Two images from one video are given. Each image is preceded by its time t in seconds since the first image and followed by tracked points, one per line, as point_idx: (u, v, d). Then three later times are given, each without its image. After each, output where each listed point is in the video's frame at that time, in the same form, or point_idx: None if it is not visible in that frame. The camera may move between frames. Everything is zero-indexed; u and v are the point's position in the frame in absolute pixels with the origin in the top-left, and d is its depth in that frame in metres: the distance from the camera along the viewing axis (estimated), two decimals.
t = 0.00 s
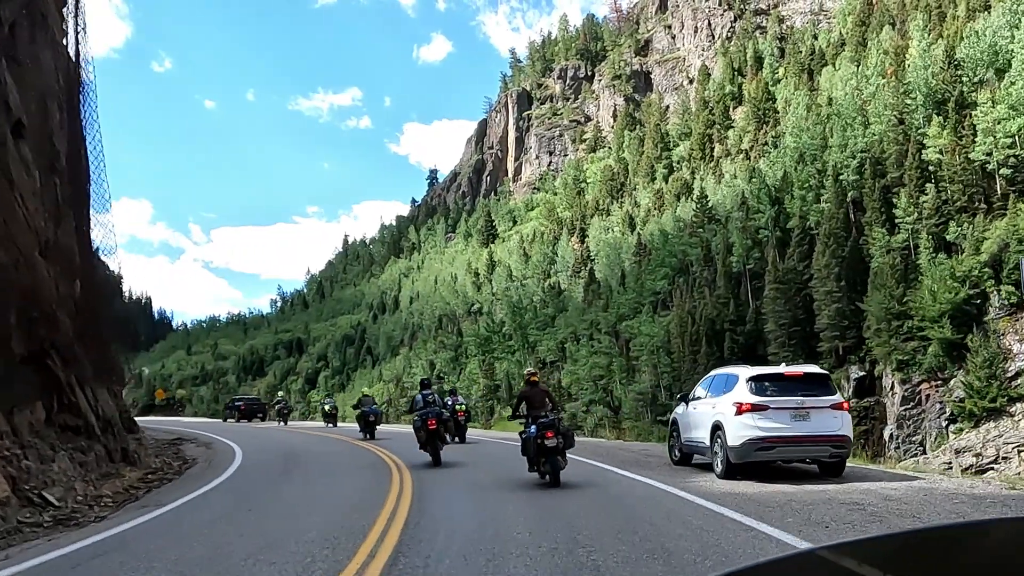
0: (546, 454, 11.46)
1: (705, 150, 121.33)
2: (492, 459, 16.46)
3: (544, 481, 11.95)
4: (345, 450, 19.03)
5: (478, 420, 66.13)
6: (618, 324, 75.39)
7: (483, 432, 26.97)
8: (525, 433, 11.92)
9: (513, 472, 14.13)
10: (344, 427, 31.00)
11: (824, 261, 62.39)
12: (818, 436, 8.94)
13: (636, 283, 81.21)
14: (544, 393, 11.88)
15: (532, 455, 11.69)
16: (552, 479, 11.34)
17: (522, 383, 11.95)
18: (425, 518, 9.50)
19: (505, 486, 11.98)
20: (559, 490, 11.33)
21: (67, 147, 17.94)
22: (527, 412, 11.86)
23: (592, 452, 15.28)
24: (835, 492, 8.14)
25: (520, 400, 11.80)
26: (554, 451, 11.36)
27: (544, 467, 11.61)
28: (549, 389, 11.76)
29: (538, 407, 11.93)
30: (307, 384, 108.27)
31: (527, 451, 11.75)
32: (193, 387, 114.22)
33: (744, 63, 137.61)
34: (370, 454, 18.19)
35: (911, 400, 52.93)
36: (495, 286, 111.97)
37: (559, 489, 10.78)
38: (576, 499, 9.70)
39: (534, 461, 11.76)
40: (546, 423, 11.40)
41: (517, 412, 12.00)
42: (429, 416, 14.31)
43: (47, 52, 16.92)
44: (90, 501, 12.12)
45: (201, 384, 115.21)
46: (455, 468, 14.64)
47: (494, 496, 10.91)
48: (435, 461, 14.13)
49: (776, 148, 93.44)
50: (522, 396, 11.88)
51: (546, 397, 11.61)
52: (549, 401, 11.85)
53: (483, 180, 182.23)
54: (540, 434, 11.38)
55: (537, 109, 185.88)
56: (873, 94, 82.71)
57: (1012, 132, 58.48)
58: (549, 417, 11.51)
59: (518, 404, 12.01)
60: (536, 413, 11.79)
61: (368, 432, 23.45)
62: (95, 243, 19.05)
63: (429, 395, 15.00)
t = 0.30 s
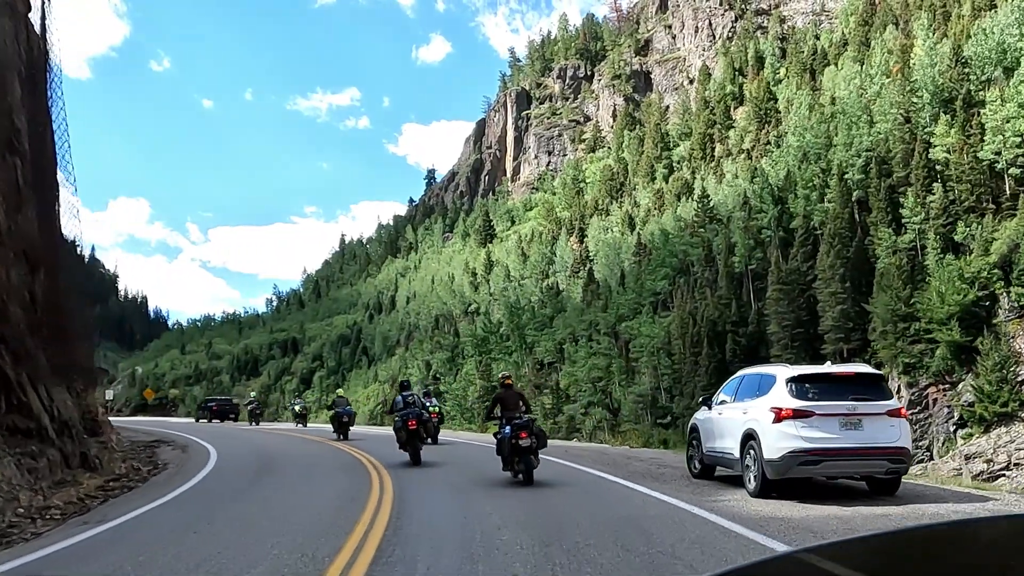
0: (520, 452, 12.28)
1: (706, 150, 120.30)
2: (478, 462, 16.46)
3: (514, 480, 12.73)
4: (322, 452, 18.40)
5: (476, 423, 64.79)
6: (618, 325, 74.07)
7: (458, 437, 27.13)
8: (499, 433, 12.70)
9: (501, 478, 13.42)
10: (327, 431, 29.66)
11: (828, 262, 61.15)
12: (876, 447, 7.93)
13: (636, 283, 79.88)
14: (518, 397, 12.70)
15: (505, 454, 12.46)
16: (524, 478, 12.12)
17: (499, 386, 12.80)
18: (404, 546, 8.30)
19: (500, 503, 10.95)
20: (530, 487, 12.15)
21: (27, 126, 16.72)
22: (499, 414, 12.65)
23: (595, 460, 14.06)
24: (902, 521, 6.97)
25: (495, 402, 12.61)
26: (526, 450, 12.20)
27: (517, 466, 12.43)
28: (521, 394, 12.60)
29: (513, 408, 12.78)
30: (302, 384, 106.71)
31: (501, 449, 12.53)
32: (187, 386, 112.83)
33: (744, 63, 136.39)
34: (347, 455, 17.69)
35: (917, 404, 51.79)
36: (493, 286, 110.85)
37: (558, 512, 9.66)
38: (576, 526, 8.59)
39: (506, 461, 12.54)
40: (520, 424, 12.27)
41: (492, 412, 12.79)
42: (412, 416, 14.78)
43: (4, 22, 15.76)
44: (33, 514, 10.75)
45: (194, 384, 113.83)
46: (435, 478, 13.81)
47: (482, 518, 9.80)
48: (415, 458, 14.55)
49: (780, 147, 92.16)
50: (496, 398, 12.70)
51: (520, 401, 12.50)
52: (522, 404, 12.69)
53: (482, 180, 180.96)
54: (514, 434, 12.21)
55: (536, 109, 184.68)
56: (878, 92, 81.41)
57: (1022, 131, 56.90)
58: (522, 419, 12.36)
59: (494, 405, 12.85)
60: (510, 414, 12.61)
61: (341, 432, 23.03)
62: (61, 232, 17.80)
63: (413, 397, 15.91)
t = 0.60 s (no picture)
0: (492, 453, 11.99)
1: (709, 149, 119.07)
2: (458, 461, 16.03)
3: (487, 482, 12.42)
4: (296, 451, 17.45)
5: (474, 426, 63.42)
6: (619, 326, 72.71)
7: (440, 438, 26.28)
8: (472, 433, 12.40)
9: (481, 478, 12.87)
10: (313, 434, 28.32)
11: (835, 261, 59.75)
12: (967, 464, 6.77)
13: (637, 283, 78.53)
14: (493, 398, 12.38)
15: (479, 455, 12.16)
16: (497, 477, 11.84)
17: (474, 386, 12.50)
18: (388, 564, 7.16)
19: (490, 507, 10.30)
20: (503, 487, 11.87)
21: None
22: (473, 415, 12.35)
23: (599, 469, 12.79)
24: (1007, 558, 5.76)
25: (469, 402, 12.30)
26: (498, 451, 11.90)
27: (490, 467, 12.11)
28: (497, 394, 12.28)
29: (486, 411, 12.46)
30: (299, 384, 105.21)
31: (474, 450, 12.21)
32: (182, 386, 111.45)
33: (747, 62, 135.00)
34: (325, 454, 16.79)
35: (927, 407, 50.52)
36: (492, 285, 109.57)
37: (564, 527, 8.59)
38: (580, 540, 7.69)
39: (481, 461, 12.22)
40: (494, 425, 11.97)
41: (466, 413, 12.50)
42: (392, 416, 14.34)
43: None
44: None
45: (189, 383, 112.49)
46: (417, 478, 13.00)
47: (480, 530, 8.72)
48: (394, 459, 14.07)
49: (784, 146, 90.81)
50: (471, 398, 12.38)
51: (495, 402, 12.22)
52: (497, 406, 12.39)
53: (482, 180, 179.57)
54: (489, 435, 11.91)
55: (536, 108, 183.37)
56: (885, 90, 80.04)
57: None
58: (496, 420, 12.06)
59: (467, 409, 12.52)
60: (484, 415, 12.30)
61: (316, 432, 22.38)
62: (21, 213, 16.42)
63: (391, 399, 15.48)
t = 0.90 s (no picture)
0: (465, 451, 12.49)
1: (712, 148, 117.77)
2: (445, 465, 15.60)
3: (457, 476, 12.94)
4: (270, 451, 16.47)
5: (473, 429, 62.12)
6: (622, 325, 71.34)
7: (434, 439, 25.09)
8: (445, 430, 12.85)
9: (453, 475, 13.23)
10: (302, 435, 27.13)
11: (844, 260, 58.38)
12: None
13: (640, 282, 77.16)
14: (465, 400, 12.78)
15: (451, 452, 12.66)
16: (469, 476, 12.36)
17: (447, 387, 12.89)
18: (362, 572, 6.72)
19: (483, 510, 9.83)
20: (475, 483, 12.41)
21: None
22: (448, 414, 12.73)
23: (614, 478, 11.53)
24: None
25: (443, 404, 12.68)
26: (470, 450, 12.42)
27: (462, 464, 12.63)
28: (468, 396, 12.69)
29: (459, 409, 12.88)
30: (296, 384, 103.57)
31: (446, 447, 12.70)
32: (177, 386, 110.12)
33: (751, 61, 133.51)
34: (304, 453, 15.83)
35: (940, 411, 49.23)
36: (491, 285, 108.23)
37: (551, 544, 7.60)
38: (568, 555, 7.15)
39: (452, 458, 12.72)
40: (467, 425, 12.42)
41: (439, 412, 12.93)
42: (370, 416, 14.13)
43: None
44: None
45: (186, 383, 111.19)
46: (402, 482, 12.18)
47: (461, 542, 7.78)
48: (373, 461, 13.87)
49: (790, 145, 89.36)
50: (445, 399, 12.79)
51: (468, 403, 12.63)
52: (470, 406, 12.79)
53: (482, 180, 178.06)
54: (461, 434, 12.38)
55: (538, 107, 181.93)
56: (893, 87, 78.60)
57: None
58: (470, 421, 12.51)
59: (441, 405, 12.89)
60: (457, 415, 12.72)
61: (290, 434, 21.68)
62: None
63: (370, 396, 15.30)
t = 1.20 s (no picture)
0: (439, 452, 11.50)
1: (717, 147, 116.41)
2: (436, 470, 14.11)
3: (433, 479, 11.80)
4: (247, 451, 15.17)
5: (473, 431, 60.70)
6: (625, 326, 69.89)
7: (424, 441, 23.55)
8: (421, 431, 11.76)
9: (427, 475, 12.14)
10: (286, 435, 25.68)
11: (854, 259, 56.82)
12: None
13: (644, 282, 75.67)
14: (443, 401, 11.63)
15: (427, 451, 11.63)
16: (441, 476, 11.39)
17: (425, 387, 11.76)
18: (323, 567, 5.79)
19: (470, 509, 8.41)
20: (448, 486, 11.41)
21: None
22: (424, 415, 11.60)
23: (620, 490, 10.05)
24: None
25: (420, 404, 11.55)
26: (445, 452, 11.38)
27: (436, 465, 11.59)
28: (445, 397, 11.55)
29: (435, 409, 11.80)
30: (295, 384, 102.04)
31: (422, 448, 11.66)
32: (174, 385, 108.78)
33: (756, 60, 131.97)
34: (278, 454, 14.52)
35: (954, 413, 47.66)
36: (492, 285, 106.75)
37: (544, 548, 6.36)
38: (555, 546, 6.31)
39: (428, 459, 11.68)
40: (442, 424, 11.40)
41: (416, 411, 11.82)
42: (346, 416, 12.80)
43: None
44: None
45: (183, 383, 109.90)
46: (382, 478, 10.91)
47: (438, 545, 6.52)
48: (346, 459, 12.68)
49: (796, 144, 87.87)
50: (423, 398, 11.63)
51: (445, 403, 11.53)
52: (447, 407, 11.69)
53: (484, 180, 176.59)
54: (436, 434, 11.36)
55: (540, 107, 180.48)
56: (904, 85, 77.12)
57: None
58: (446, 420, 11.46)
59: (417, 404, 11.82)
60: (432, 416, 11.63)
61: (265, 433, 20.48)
62: None
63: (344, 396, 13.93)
